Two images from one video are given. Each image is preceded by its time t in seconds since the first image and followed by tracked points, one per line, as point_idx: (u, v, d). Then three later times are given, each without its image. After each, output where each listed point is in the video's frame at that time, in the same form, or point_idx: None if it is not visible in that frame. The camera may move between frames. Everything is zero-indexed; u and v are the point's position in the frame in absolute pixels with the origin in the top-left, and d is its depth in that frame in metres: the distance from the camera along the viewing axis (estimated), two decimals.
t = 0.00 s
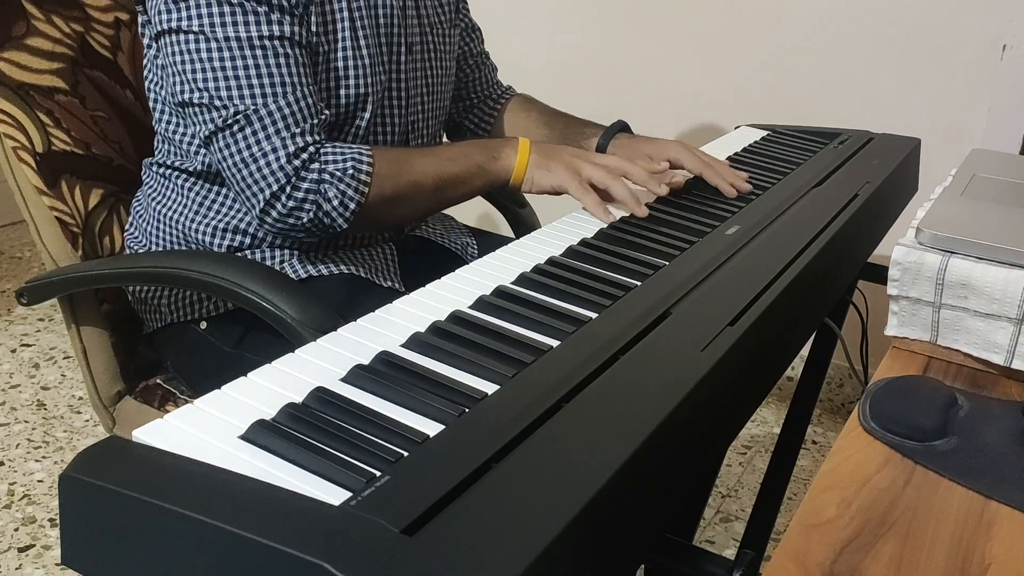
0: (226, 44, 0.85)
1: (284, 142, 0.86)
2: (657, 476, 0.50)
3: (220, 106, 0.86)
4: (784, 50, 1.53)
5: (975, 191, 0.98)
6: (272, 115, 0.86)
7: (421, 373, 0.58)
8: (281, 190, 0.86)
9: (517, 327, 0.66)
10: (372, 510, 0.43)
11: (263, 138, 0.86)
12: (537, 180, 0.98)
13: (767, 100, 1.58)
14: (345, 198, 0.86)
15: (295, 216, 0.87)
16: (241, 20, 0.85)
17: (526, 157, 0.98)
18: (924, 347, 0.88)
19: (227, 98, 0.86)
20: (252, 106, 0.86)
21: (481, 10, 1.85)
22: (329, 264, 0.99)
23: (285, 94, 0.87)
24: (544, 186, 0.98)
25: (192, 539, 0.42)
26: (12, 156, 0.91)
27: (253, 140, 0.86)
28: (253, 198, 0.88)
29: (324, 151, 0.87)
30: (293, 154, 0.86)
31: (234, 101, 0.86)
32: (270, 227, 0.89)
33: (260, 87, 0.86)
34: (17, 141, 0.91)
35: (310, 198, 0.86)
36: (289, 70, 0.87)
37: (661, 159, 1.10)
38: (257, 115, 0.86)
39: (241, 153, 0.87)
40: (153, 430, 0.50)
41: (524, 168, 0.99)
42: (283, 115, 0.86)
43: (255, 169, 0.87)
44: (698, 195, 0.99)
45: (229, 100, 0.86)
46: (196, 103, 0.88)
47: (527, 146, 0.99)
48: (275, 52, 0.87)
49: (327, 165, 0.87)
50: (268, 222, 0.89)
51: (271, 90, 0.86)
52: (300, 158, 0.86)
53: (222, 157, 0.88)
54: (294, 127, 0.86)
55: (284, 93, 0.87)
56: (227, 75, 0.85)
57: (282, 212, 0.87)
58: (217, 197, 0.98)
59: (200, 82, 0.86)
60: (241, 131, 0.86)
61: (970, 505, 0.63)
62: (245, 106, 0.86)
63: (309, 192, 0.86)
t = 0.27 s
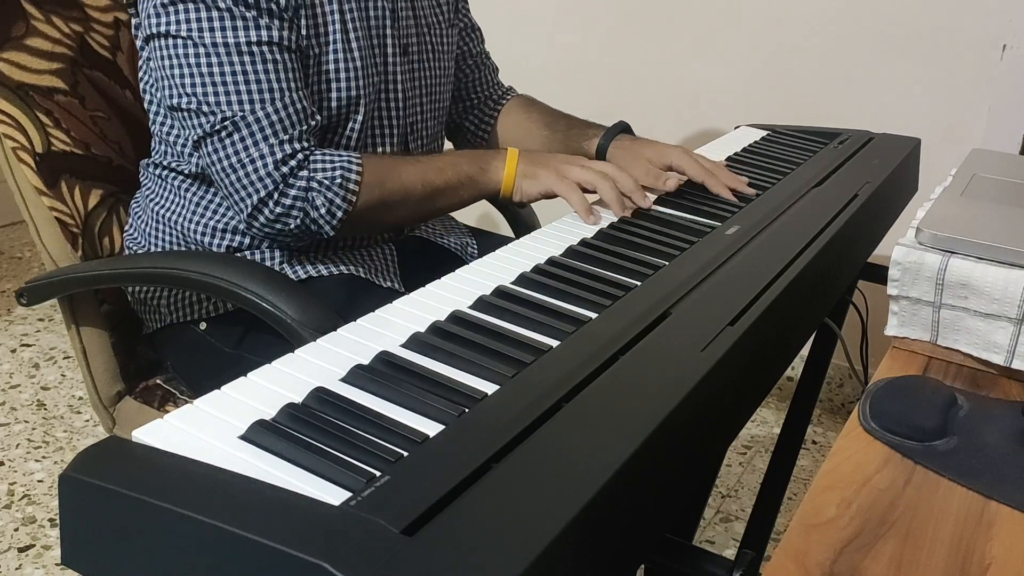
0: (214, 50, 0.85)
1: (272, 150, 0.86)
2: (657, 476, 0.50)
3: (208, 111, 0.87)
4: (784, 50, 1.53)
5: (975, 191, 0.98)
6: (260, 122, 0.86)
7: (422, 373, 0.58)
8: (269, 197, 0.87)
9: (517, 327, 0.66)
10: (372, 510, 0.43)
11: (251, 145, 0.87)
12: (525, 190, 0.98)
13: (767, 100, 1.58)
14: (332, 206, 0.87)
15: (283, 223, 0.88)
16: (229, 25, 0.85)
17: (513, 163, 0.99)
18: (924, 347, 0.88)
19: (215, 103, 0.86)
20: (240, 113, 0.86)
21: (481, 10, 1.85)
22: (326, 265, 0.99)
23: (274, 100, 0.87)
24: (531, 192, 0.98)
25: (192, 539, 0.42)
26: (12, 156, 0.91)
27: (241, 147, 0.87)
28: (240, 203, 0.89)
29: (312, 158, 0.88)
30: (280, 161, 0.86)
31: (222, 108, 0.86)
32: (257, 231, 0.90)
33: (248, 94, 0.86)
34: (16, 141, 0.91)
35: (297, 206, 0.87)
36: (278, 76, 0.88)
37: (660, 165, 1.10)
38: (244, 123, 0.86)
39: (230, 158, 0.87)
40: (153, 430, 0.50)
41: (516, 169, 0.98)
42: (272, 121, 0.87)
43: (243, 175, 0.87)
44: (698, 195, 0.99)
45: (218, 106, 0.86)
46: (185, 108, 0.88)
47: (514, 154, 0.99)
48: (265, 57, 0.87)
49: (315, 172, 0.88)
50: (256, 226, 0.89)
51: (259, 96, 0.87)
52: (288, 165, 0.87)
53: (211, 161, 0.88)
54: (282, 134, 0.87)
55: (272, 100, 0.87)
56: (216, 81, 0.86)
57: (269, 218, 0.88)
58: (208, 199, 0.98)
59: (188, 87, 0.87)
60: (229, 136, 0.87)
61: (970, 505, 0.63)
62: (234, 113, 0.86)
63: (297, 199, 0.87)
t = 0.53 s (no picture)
0: (196, 56, 0.85)
1: (251, 156, 0.86)
2: (657, 477, 0.50)
3: (188, 117, 0.87)
4: (784, 50, 1.53)
5: (975, 191, 0.98)
6: (240, 129, 0.86)
7: (421, 373, 0.58)
8: (247, 203, 0.87)
9: (516, 326, 0.66)
10: (372, 510, 0.43)
11: (230, 151, 0.87)
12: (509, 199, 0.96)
13: (767, 100, 1.58)
14: (311, 215, 0.88)
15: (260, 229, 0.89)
16: (211, 32, 0.85)
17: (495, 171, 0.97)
18: (924, 347, 0.88)
19: (194, 110, 0.86)
20: (219, 119, 0.86)
21: (481, 11, 1.85)
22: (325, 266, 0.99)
23: (254, 107, 0.87)
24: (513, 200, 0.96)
25: (192, 539, 0.42)
26: (11, 157, 0.91)
27: (220, 153, 0.87)
28: (218, 208, 0.89)
29: (292, 166, 0.89)
30: (259, 168, 0.87)
31: (201, 114, 0.86)
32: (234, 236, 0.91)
33: (228, 101, 0.86)
34: (15, 142, 0.91)
35: (276, 213, 0.87)
36: (259, 82, 0.87)
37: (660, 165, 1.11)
38: (224, 129, 0.86)
39: (209, 164, 0.88)
40: (153, 430, 0.50)
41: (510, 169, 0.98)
42: (252, 128, 0.87)
43: (222, 181, 0.88)
44: (699, 194, 0.99)
45: (198, 112, 0.86)
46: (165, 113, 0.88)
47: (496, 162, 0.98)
48: (247, 63, 0.87)
49: (295, 180, 0.88)
50: (234, 231, 0.90)
51: (239, 103, 0.87)
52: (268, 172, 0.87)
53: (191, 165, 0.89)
54: (261, 141, 0.87)
55: (253, 107, 0.87)
56: (196, 87, 0.86)
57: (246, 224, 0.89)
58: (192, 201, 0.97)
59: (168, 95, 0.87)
60: (209, 142, 0.87)
61: (970, 505, 0.63)
62: (212, 119, 0.86)
63: (276, 207, 0.87)
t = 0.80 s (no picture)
0: (177, 53, 0.85)
1: (234, 153, 0.86)
2: (657, 477, 0.50)
3: (170, 113, 0.87)
4: (785, 49, 1.53)
5: (975, 191, 0.98)
6: (221, 126, 0.86)
7: (421, 373, 0.58)
8: (231, 200, 0.87)
9: (516, 326, 0.66)
10: (372, 510, 0.43)
11: (212, 148, 0.87)
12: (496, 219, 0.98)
13: (767, 100, 1.58)
14: (296, 217, 0.88)
15: (242, 227, 0.88)
16: (193, 29, 0.86)
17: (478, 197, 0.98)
18: (924, 347, 0.88)
19: (175, 106, 0.86)
20: (200, 116, 0.86)
21: (481, 10, 1.85)
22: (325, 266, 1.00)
23: (236, 104, 0.87)
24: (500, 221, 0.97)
25: (191, 538, 0.42)
26: (10, 157, 0.91)
27: (202, 149, 0.87)
28: (200, 205, 0.89)
29: (280, 166, 0.89)
30: (243, 165, 0.86)
31: (182, 110, 0.86)
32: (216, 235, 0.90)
33: (210, 97, 0.86)
34: (14, 142, 0.91)
35: (260, 213, 0.87)
36: (242, 80, 0.88)
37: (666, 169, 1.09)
38: (204, 124, 0.86)
39: (192, 160, 0.87)
40: (153, 431, 0.50)
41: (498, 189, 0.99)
42: (234, 125, 0.87)
43: (203, 177, 0.87)
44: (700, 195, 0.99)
45: (179, 108, 0.86)
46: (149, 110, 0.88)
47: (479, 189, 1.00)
48: (229, 61, 0.87)
49: (283, 181, 0.88)
50: (215, 228, 0.89)
51: (220, 100, 0.87)
52: (251, 169, 0.87)
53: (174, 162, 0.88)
54: (244, 138, 0.87)
55: (235, 103, 0.87)
56: (178, 84, 0.86)
57: (228, 222, 0.88)
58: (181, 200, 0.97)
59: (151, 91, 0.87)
60: (190, 139, 0.87)
61: (970, 505, 0.63)
62: (193, 115, 0.86)
63: (261, 206, 0.87)
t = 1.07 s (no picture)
0: (164, 46, 0.85)
1: (215, 145, 0.86)
2: (656, 477, 0.50)
3: (155, 107, 0.86)
4: (785, 49, 1.53)
5: (975, 191, 0.98)
6: (205, 118, 0.86)
7: (421, 373, 0.58)
8: (211, 193, 0.86)
9: (516, 326, 0.66)
10: (372, 510, 0.43)
11: (196, 140, 0.86)
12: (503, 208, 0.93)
13: (767, 100, 1.58)
14: (276, 209, 0.86)
15: (224, 221, 0.87)
16: (182, 21, 0.86)
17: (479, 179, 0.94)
18: (924, 347, 0.88)
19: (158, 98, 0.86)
20: (184, 109, 0.86)
21: (481, 10, 1.85)
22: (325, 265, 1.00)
23: (221, 97, 0.87)
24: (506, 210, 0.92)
25: (191, 538, 0.42)
26: (10, 157, 0.91)
27: (183, 141, 0.86)
28: (183, 199, 0.88)
29: (260, 159, 0.88)
30: (223, 157, 0.86)
31: (165, 102, 0.86)
32: (199, 230, 0.89)
33: (195, 90, 0.86)
34: (14, 142, 0.91)
35: (239, 205, 0.86)
36: (228, 72, 0.88)
37: (667, 172, 1.09)
38: (187, 117, 0.86)
39: (173, 153, 0.86)
40: (154, 430, 0.50)
41: (499, 172, 0.95)
42: (218, 117, 0.86)
43: (186, 170, 0.87)
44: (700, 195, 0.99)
45: (164, 101, 0.86)
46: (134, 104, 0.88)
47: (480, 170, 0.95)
48: (216, 53, 0.87)
49: (261, 173, 0.87)
50: (200, 224, 0.89)
51: (206, 92, 0.86)
52: (233, 161, 0.86)
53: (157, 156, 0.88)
54: (226, 130, 0.86)
55: (220, 96, 0.87)
56: (162, 76, 0.86)
57: (210, 216, 0.88)
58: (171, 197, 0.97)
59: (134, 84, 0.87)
60: (175, 130, 0.86)
61: (970, 505, 0.63)
62: (177, 108, 0.86)
63: (239, 198, 0.86)
